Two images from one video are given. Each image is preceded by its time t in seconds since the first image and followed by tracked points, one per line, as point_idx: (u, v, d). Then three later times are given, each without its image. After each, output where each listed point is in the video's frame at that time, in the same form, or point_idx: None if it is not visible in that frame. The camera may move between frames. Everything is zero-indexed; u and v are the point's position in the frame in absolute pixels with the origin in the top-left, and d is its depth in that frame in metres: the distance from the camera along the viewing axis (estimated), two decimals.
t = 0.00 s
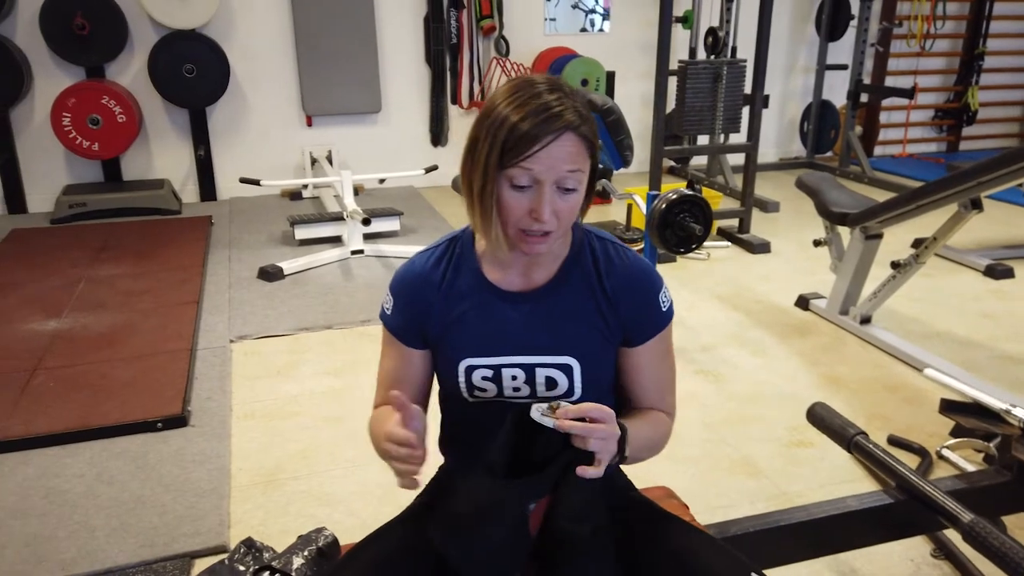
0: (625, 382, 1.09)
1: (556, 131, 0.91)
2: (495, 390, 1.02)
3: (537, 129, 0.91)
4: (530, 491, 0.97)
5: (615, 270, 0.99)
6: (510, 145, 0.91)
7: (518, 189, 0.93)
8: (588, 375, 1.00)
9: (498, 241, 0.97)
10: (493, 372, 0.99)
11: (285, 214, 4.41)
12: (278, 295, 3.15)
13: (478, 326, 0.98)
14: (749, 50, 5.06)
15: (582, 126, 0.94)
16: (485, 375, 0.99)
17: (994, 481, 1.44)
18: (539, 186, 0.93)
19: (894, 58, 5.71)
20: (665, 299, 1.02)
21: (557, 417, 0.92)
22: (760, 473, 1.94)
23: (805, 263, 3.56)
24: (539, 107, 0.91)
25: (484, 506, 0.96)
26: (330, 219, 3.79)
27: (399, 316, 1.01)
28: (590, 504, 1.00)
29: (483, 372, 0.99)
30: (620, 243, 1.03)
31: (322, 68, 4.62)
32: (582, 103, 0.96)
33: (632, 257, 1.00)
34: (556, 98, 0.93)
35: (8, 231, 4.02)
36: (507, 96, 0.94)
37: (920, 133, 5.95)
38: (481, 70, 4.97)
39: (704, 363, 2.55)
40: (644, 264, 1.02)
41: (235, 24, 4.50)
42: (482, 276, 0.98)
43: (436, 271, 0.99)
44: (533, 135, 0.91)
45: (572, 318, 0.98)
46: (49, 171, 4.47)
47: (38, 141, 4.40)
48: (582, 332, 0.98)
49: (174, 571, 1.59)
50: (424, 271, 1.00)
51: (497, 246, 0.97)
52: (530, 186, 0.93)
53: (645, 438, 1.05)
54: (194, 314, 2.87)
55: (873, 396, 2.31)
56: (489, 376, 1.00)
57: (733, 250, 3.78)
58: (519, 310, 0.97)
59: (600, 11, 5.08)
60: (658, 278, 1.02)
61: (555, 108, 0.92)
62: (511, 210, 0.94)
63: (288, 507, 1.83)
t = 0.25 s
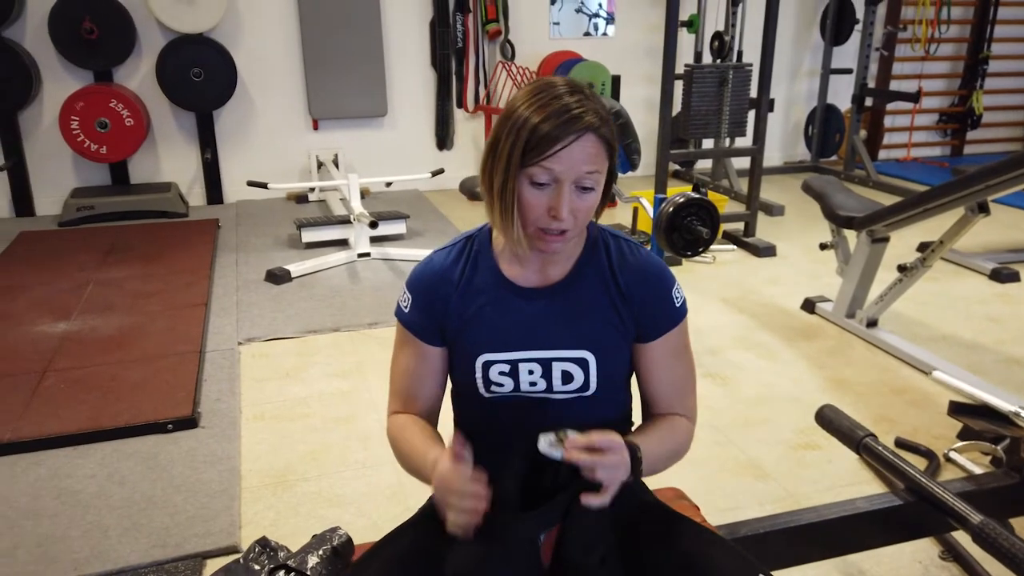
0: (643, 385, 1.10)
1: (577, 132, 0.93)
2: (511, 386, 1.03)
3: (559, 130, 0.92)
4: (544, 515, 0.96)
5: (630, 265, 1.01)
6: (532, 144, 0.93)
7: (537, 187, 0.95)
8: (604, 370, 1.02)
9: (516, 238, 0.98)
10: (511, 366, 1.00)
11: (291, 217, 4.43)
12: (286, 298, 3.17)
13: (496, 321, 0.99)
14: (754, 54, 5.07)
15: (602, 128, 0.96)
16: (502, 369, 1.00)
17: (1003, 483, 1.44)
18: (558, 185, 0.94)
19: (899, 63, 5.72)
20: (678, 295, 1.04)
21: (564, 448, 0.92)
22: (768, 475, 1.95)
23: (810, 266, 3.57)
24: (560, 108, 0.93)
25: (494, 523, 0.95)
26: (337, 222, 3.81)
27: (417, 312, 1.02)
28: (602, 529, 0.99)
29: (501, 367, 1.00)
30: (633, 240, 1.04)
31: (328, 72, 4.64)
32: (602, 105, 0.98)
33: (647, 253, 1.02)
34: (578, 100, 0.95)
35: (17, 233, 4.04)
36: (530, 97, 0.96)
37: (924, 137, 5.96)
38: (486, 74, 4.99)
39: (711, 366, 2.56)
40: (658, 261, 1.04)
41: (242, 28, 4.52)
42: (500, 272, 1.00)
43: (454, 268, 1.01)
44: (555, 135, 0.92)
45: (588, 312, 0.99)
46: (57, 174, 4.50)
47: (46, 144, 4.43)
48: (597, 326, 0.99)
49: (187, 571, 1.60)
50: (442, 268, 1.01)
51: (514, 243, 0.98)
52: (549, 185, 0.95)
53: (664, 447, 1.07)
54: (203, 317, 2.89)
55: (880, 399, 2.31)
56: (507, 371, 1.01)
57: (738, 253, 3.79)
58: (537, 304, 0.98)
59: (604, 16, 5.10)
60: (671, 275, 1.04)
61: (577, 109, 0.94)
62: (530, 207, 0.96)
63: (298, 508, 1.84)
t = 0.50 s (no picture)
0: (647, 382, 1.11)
1: (598, 120, 0.95)
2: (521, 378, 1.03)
3: (580, 117, 0.95)
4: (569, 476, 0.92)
5: (637, 261, 1.03)
6: (554, 129, 0.95)
7: (557, 172, 0.96)
8: (612, 364, 1.03)
9: (534, 224, 0.99)
10: (520, 357, 1.01)
11: (294, 220, 4.45)
12: (291, 300, 3.19)
13: (507, 311, 1.00)
14: (755, 57, 5.09)
15: (622, 120, 0.98)
16: (512, 360, 1.01)
17: (1003, 482, 1.46)
18: (578, 170, 0.96)
19: (899, 66, 5.74)
20: (684, 292, 1.05)
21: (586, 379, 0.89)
22: (770, 475, 1.96)
23: (812, 268, 3.59)
24: (581, 98, 0.96)
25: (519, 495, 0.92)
26: (340, 224, 3.83)
27: (430, 303, 1.03)
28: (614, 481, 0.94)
29: (511, 357, 1.01)
30: (638, 235, 1.06)
31: (332, 76, 4.66)
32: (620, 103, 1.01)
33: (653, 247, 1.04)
34: (598, 92, 0.98)
35: (22, 237, 4.06)
36: (550, 90, 0.98)
37: (925, 140, 5.97)
38: (489, 78, 5.01)
39: (713, 367, 2.58)
40: (664, 258, 1.06)
41: (246, 32, 4.55)
42: (511, 265, 1.01)
43: (466, 260, 1.03)
44: (575, 121, 0.95)
45: (596, 304, 1.01)
46: (62, 177, 4.52)
47: (51, 148, 4.46)
48: (606, 319, 1.01)
49: (194, 569, 1.62)
50: (455, 261, 1.03)
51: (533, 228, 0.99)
52: (568, 170, 0.96)
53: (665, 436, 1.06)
54: (208, 319, 2.91)
55: (882, 400, 2.33)
56: (516, 362, 1.01)
57: (740, 256, 3.80)
58: (547, 297, 1.00)
59: (606, 20, 5.13)
60: (678, 272, 1.05)
61: (598, 100, 0.96)
62: (548, 192, 0.97)
63: (304, 506, 1.86)
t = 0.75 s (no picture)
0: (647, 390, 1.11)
1: (618, 114, 0.96)
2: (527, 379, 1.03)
3: (601, 111, 0.96)
4: (568, 500, 0.85)
5: (647, 263, 1.02)
6: (574, 124, 0.95)
7: (577, 167, 0.96)
8: (619, 367, 1.02)
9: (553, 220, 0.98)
10: (527, 359, 1.01)
11: (296, 222, 4.47)
12: (293, 301, 3.20)
13: (515, 312, 1.00)
14: (755, 60, 5.11)
15: (638, 117, 1.00)
16: (519, 362, 1.01)
17: (1004, 477, 1.46)
18: (598, 165, 0.96)
19: (899, 69, 5.76)
20: (693, 297, 1.04)
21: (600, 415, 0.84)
22: (771, 473, 1.97)
23: (812, 269, 3.60)
24: (599, 94, 0.97)
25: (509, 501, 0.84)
26: (342, 226, 3.84)
27: (440, 303, 1.03)
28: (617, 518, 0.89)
29: (517, 359, 1.01)
30: (649, 238, 1.05)
31: (334, 79, 4.68)
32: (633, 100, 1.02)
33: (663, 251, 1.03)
34: (615, 89, 0.99)
35: (25, 238, 4.07)
36: (566, 87, 0.99)
37: (925, 142, 5.99)
38: (490, 81, 5.03)
39: (714, 367, 2.59)
40: (675, 261, 1.05)
41: (249, 35, 4.57)
42: (521, 265, 1.01)
43: (477, 259, 1.02)
44: (596, 115, 0.95)
45: (604, 308, 1.00)
46: (65, 179, 4.54)
47: (54, 151, 4.47)
48: (613, 322, 1.00)
49: (199, 567, 1.62)
50: (466, 260, 1.03)
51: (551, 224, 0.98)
52: (588, 165, 0.96)
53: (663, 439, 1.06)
54: (211, 319, 2.92)
55: (882, 399, 2.34)
56: (523, 364, 1.01)
57: (740, 257, 3.82)
58: (554, 298, 0.99)
59: (605, 23, 5.15)
60: (688, 276, 1.05)
61: (615, 96, 0.98)
62: (568, 186, 0.97)
63: (308, 504, 1.86)
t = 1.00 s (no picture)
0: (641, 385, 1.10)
1: (628, 128, 0.95)
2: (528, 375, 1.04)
3: (610, 124, 0.95)
4: (589, 564, 0.91)
5: (647, 259, 1.03)
6: (582, 135, 0.95)
7: (582, 179, 0.96)
8: (618, 362, 1.04)
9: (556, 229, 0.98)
10: (528, 356, 1.02)
11: (294, 221, 4.47)
12: (291, 299, 3.21)
13: (517, 311, 1.01)
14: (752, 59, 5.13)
15: (648, 127, 0.98)
16: (520, 359, 1.02)
17: (999, 471, 1.47)
18: (604, 178, 0.96)
19: (895, 68, 5.78)
20: (692, 291, 1.05)
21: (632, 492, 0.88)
22: (768, 468, 1.98)
23: (809, 267, 3.61)
24: (609, 104, 0.96)
25: (534, 570, 0.90)
26: (340, 225, 3.84)
27: (442, 298, 1.03)
28: None
29: (519, 356, 1.02)
30: (649, 232, 1.05)
31: (332, 79, 4.69)
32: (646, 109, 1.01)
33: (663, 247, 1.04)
34: (626, 99, 0.98)
35: (23, 237, 4.08)
36: (576, 93, 0.98)
37: (921, 141, 6.01)
38: (487, 80, 5.04)
39: (712, 364, 2.59)
40: (675, 255, 1.06)
41: (246, 34, 4.57)
42: (523, 263, 1.02)
43: (479, 256, 1.02)
44: (605, 128, 0.94)
45: (605, 307, 1.02)
46: (62, 178, 4.54)
47: (51, 150, 4.47)
48: (613, 319, 1.02)
49: (198, 562, 1.63)
50: (468, 256, 1.03)
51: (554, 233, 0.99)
52: (593, 177, 0.96)
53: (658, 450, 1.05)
54: (209, 317, 2.92)
55: (878, 395, 2.35)
56: (524, 360, 1.02)
57: (738, 255, 3.83)
58: (556, 297, 1.00)
59: (602, 23, 5.16)
60: (688, 270, 1.05)
61: (627, 107, 0.97)
62: (572, 198, 0.97)
63: (306, 500, 1.87)
